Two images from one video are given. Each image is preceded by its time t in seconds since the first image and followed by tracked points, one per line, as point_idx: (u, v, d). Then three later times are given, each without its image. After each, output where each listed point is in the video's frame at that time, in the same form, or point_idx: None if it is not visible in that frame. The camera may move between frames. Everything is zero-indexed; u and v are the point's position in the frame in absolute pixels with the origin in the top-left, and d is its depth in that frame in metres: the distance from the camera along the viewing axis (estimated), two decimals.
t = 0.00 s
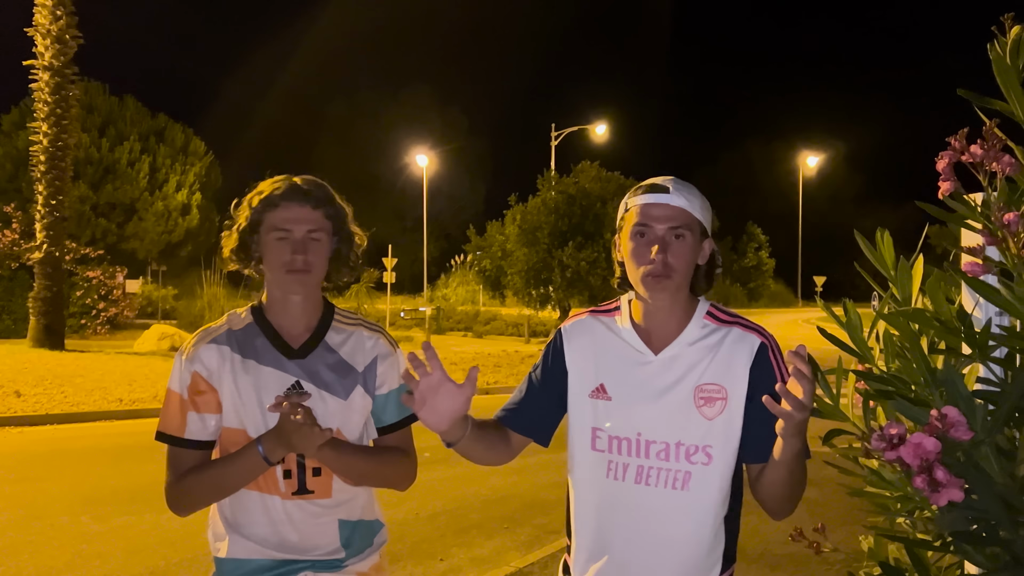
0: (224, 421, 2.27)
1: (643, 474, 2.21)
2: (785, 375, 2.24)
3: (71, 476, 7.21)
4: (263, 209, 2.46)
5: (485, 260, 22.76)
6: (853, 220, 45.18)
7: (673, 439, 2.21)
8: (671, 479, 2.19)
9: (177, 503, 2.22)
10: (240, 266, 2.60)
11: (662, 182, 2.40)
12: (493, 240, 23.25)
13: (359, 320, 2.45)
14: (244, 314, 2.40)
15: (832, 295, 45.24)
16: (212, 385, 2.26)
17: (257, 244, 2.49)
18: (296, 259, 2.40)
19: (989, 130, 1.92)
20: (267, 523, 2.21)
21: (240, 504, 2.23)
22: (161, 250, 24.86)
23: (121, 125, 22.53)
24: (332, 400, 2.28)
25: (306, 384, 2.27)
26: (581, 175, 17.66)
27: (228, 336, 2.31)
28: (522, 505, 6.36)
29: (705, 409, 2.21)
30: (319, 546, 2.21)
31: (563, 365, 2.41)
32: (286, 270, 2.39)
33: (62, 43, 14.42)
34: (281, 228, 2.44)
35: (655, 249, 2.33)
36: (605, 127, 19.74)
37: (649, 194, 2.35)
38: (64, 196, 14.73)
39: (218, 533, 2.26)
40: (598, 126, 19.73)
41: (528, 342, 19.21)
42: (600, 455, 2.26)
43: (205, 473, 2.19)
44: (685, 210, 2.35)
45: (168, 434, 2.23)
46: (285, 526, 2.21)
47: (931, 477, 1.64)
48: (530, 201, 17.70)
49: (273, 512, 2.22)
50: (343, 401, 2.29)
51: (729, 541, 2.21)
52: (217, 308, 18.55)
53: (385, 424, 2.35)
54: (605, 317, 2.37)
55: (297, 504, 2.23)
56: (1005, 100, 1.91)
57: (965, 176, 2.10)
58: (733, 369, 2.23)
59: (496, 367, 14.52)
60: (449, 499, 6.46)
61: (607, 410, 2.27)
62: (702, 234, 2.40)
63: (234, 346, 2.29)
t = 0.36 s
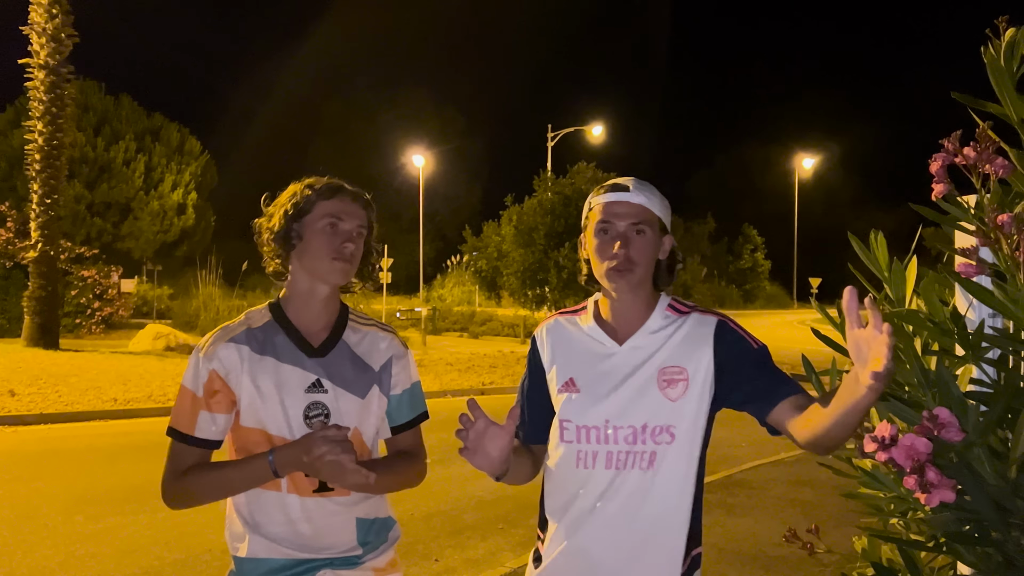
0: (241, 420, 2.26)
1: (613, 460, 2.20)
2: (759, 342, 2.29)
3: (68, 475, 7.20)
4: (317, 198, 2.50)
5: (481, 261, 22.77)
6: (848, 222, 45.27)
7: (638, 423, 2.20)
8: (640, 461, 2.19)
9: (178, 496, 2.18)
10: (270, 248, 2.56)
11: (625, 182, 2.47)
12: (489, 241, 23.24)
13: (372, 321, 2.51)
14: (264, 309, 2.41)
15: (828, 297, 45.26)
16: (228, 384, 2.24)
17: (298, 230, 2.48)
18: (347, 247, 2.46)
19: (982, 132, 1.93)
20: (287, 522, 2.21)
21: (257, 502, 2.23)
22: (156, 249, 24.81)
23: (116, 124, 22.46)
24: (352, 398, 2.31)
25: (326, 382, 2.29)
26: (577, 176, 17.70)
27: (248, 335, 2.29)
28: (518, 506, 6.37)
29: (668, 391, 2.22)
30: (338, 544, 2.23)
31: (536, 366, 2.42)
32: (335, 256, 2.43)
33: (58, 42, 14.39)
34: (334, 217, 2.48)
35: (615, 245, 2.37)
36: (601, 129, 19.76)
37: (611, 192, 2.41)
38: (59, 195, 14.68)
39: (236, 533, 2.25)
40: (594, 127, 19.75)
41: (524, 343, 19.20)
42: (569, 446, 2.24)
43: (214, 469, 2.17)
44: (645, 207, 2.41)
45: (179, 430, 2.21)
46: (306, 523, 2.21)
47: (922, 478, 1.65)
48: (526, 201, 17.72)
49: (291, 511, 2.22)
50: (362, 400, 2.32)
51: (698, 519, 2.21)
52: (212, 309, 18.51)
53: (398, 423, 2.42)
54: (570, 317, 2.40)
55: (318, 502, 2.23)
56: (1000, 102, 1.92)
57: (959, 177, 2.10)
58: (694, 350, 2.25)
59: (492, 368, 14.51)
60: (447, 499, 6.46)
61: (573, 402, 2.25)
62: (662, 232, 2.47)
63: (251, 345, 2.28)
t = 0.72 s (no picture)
0: (246, 417, 2.26)
1: (569, 456, 2.27)
2: (709, 351, 2.27)
3: (64, 475, 7.19)
4: (318, 195, 2.52)
5: (479, 261, 22.77)
6: (845, 223, 45.34)
7: (593, 422, 2.26)
8: (594, 458, 2.24)
9: (174, 489, 2.17)
10: (273, 248, 2.58)
11: (576, 188, 2.50)
12: (486, 241, 23.27)
13: (377, 321, 2.53)
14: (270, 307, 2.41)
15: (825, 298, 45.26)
16: (234, 381, 2.25)
17: (300, 227, 2.49)
18: (349, 242, 2.47)
19: (978, 133, 1.94)
20: (291, 519, 2.21)
21: (260, 499, 2.23)
22: (153, 249, 24.77)
23: (114, 123, 22.44)
24: (358, 396, 2.32)
25: (332, 378, 2.29)
26: (575, 177, 17.72)
27: (254, 332, 2.30)
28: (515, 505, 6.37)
29: (623, 393, 2.26)
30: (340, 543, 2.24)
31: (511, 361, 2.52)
32: (338, 252, 2.43)
33: (56, 41, 14.37)
34: (335, 212, 2.49)
35: (570, 250, 2.40)
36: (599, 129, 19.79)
37: (562, 199, 2.44)
38: (56, 194, 14.67)
39: (239, 530, 2.26)
40: (592, 128, 19.77)
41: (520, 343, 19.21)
42: (533, 441, 2.34)
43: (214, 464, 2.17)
44: (596, 213, 2.44)
45: (183, 426, 2.21)
46: (308, 521, 2.22)
47: (918, 477, 1.67)
48: (524, 202, 17.72)
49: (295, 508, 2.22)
50: (367, 397, 2.34)
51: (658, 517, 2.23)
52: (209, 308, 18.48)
53: (402, 424, 2.46)
54: (533, 319, 2.48)
55: (321, 500, 2.23)
56: (994, 103, 1.94)
57: (955, 178, 2.12)
58: (646, 353, 2.27)
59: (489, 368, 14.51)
60: (444, 499, 6.46)
61: (536, 399, 2.35)
62: (615, 235, 2.49)
63: (257, 341, 2.28)
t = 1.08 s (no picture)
0: (231, 422, 2.24)
1: (555, 456, 2.29)
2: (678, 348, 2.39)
3: (62, 475, 7.18)
4: (293, 197, 2.51)
5: (477, 262, 22.76)
6: (843, 224, 45.38)
7: (577, 420, 2.31)
8: (581, 456, 2.28)
9: (161, 495, 2.17)
10: (255, 253, 2.57)
11: (550, 193, 2.47)
12: (484, 241, 23.26)
13: (365, 321, 2.53)
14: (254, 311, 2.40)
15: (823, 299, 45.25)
16: (217, 387, 2.23)
17: (276, 229, 2.49)
18: (326, 240, 2.45)
19: (978, 134, 1.94)
20: (278, 522, 2.20)
21: (249, 504, 2.22)
22: (151, 249, 24.74)
23: (111, 123, 22.41)
24: (345, 397, 2.31)
25: (318, 379, 2.28)
26: (573, 177, 17.72)
27: (237, 337, 2.29)
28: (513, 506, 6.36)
29: (603, 390, 2.33)
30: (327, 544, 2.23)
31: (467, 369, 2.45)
32: (315, 251, 2.42)
33: (54, 41, 14.35)
34: (308, 211, 2.48)
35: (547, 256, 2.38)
36: (597, 130, 19.79)
37: (539, 206, 2.41)
38: (53, 195, 14.65)
39: (228, 534, 2.25)
40: (590, 129, 19.78)
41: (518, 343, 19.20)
42: (511, 445, 2.32)
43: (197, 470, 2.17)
44: (573, 218, 2.43)
45: (167, 432, 2.21)
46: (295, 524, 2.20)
47: (917, 479, 1.66)
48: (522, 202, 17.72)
49: (283, 510, 2.20)
50: (354, 398, 2.33)
51: (639, 508, 2.32)
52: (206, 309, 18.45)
53: (390, 425, 2.45)
54: (505, 321, 2.45)
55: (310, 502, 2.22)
56: (994, 104, 1.93)
57: (955, 179, 2.11)
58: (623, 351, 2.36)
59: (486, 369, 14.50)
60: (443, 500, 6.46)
61: (515, 403, 2.34)
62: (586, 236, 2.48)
63: (241, 345, 2.27)
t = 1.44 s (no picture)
0: (209, 433, 2.25)
1: (557, 464, 2.28)
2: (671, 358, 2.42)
3: (60, 479, 7.18)
4: (266, 200, 2.48)
5: (475, 265, 22.78)
6: (840, 227, 45.44)
7: (579, 428, 2.30)
8: (583, 463, 2.28)
9: (143, 511, 2.20)
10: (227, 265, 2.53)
11: (543, 202, 2.50)
12: (482, 244, 23.28)
13: (347, 324, 2.52)
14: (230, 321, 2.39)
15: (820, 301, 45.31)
16: (196, 401, 2.24)
17: (251, 235, 2.45)
18: (307, 239, 2.45)
19: (976, 140, 1.94)
20: (260, 532, 2.20)
21: (230, 515, 2.22)
22: (149, 252, 24.73)
23: (109, 127, 22.40)
24: (325, 402, 2.30)
25: (298, 386, 2.27)
26: (571, 181, 17.73)
27: (214, 348, 2.28)
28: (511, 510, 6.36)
29: (603, 397, 2.33)
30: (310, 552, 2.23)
31: (462, 376, 2.39)
32: (297, 251, 2.41)
33: (51, 45, 14.33)
34: (285, 213, 2.46)
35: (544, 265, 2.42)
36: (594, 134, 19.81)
37: (538, 213, 2.44)
38: (51, 198, 14.64)
39: (211, 546, 2.25)
40: (588, 132, 19.80)
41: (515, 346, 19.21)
42: (512, 453, 2.29)
43: (180, 485, 2.19)
44: (571, 226, 2.45)
45: (148, 448, 2.24)
46: (276, 535, 2.20)
47: (919, 484, 1.66)
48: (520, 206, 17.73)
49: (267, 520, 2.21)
50: (336, 402, 2.33)
51: (630, 512, 2.36)
52: (204, 312, 18.44)
53: (377, 427, 2.46)
54: (500, 328, 2.41)
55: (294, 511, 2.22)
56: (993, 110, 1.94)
57: (953, 184, 2.12)
58: (623, 358, 2.37)
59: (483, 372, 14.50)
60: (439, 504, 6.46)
61: (515, 411, 2.31)
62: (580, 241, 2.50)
63: (218, 355, 2.26)
